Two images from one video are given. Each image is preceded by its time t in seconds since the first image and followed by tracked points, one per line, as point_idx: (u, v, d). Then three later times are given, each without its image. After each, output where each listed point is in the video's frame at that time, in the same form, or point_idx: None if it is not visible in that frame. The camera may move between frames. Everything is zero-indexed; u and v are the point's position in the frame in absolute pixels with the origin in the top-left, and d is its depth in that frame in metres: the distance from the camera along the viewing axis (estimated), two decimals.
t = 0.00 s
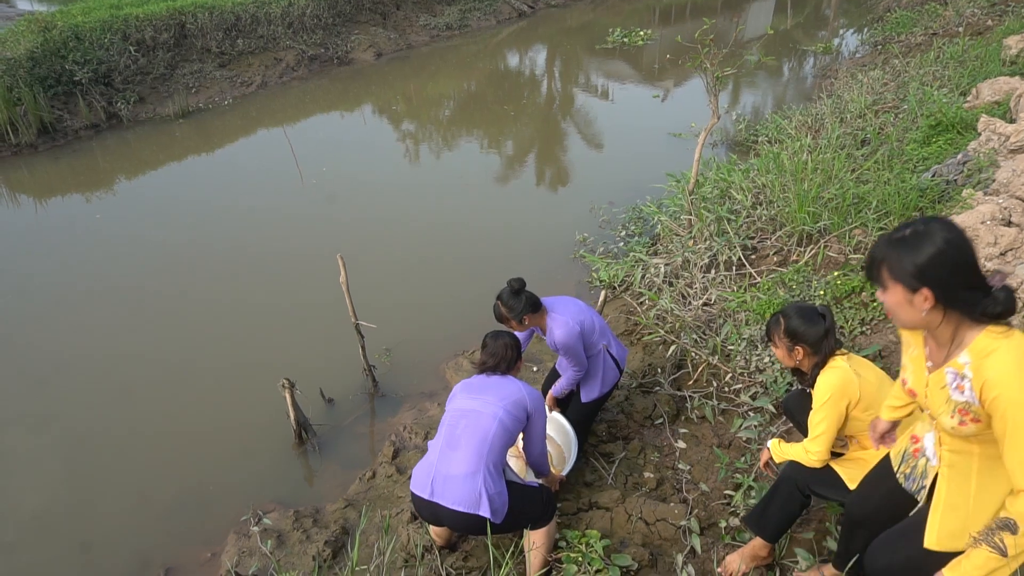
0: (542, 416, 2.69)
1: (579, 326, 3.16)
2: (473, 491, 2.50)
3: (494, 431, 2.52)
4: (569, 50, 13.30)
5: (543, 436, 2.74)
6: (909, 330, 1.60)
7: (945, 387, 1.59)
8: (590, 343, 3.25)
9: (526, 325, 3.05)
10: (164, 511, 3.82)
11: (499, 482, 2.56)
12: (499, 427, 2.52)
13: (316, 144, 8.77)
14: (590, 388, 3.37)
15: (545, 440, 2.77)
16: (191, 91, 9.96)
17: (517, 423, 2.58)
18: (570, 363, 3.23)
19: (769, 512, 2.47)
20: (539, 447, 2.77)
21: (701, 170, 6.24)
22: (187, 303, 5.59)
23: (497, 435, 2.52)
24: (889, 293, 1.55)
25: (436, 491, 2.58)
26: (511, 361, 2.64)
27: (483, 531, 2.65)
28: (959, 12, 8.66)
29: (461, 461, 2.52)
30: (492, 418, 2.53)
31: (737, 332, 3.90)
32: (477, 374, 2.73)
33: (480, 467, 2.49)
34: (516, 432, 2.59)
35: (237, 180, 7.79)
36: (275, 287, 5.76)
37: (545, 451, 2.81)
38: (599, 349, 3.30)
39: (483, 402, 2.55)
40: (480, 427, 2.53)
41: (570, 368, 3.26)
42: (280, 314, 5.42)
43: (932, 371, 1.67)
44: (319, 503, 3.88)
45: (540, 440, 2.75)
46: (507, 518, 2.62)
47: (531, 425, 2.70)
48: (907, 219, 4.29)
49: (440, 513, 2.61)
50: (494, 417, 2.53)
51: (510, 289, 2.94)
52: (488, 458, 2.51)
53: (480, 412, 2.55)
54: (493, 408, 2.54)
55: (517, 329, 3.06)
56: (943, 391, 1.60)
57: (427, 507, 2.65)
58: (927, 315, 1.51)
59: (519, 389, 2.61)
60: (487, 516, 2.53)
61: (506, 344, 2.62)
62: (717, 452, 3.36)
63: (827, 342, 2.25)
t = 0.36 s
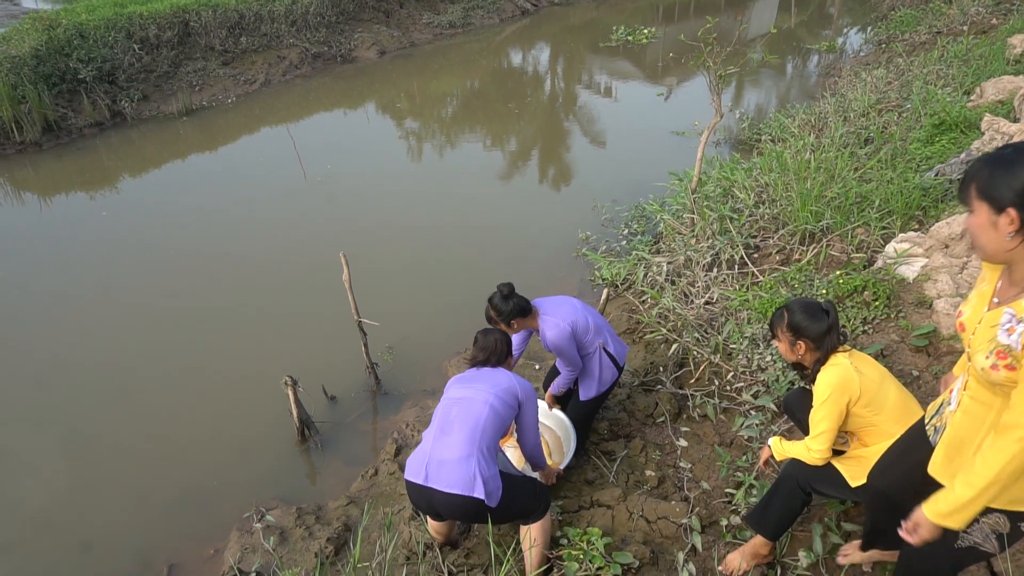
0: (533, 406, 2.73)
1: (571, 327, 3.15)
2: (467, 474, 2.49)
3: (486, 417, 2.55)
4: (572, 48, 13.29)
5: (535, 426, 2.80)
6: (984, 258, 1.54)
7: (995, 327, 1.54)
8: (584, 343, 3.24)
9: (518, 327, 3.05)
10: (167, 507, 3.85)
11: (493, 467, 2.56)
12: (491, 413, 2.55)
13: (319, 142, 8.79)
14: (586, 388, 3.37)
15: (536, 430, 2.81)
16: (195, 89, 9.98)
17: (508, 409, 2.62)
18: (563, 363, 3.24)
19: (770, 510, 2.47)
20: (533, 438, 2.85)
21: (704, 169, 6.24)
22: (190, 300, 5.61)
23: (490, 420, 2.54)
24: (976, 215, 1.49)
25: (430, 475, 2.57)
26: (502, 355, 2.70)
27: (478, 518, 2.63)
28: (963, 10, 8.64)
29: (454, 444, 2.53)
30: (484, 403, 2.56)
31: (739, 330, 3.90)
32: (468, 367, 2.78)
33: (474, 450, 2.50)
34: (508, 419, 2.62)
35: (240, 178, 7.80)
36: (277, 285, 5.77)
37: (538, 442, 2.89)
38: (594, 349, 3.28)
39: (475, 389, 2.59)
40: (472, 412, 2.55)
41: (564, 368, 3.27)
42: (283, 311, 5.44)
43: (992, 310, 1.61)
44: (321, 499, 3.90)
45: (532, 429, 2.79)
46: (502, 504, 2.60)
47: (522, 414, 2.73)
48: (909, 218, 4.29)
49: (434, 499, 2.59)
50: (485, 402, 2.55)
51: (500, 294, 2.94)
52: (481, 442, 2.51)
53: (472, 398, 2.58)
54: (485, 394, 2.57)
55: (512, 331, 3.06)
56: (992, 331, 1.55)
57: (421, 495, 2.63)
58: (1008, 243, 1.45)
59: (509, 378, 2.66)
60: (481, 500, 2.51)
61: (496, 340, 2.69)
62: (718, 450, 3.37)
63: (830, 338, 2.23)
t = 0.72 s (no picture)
0: (524, 395, 2.75)
1: (566, 328, 3.13)
2: (461, 461, 2.52)
3: (479, 405, 2.57)
4: (575, 47, 13.27)
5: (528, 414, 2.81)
6: None
7: None
8: (580, 343, 3.23)
9: (516, 329, 3.02)
10: (169, 504, 3.87)
11: (486, 453, 2.59)
12: (483, 401, 2.57)
13: (322, 140, 8.80)
14: (586, 388, 3.37)
15: (528, 419, 2.83)
16: (198, 87, 10.00)
17: (500, 398, 2.64)
18: (559, 362, 3.24)
19: (768, 508, 2.48)
20: (526, 428, 2.86)
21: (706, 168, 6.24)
22: (193, 298, 5.63)
23: (482, 408, 2.56)
24: None
25: (425, 462, 2.59)
26: (492, 344, 2.70)
27: (472, 504, 2.65)
28: (968, 9, 8.60)
29: (448, 431, 2.55)
30: (477, 392, 2.58)
31: (740, 329, 3.90)
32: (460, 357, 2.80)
33: (467, 437, 2.53)
34: (500, 408, 2.65)
35: (243, 176, 7.83)
36: (280, 282, 5.80)
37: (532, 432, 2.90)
38: (591, 349, 3.27)
39: (468, 378, 2.61)
40: (464, 399, 2.57)
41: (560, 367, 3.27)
42: (285, 309, 5.45)
43: None
44: (322, 497, 3.91)
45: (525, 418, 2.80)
46: (496, 491, 2.62)
47: (514, 403, 2.75)
48: (910, 217, 4.29)
49: (429, 486, 2.61)
50: (477, 391, 2.58)
51: (493, 296, 2.91)
52: (474, 430, 2.54)
53: (465, 386, 2.59)
54: (477, 382, 2.59)
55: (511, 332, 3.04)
56: None
57: (415, 482, 2.65)
58: None
59: (501, 367, 2.68)
60: (475, 487, 2.53)
61: (487, 329, 2.69)
62: (718, 448, 3.38)
63: (830, 336, 2.22)
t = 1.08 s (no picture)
0: (514, 387, 2.79)
1: (561, 323, 3.11)
2: (454, 451, 2.55)
3: (469, 395, 2.62)
4: (577, 46, 13.26)
5: (520, 407, 2.84)
6: None
7: None
8: (576, 340, 3.20)
9: (511, 322, 3.02)
10: (171, 502, 3.88)
11: (478, 443, 2.63)
12: (474, 391, 2.62)
13: (324, 139, 8.81)
14: (584, 386, 3.34)
15: (520, 412, 2.85)
16: (200, 86, 10.02)
17: (490, 389, 2.69)
18: (554, 358, 3.23)
19: (768, 508, 2.49)
20: (518, 422, 2.89)
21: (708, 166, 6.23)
22: (194, 297, 5.64)
23: (473, 398, 2.61)
24: None
25: (418, 454, 2.62)
26: (479, 337, 2.77)
27: (467, 496, 2.66)
28: (971, 7, 8.57)
29: (441, 422, 2.59)
30: (467, 382, 2.63)
31: (741, 328, 3.89)
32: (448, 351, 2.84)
33: (460, 427, 2.57)
34: (490, 398, 2.69)
35: (245, 175, 7.83)
36: (281, 281, 5.81)
37: (526, 425, 2.93)
38: (588, 346, 3.24)
39: (457, 370, 2.66)
40: (454, 390, 2.62)
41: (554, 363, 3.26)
42: (286, 308, 5.46)
43: None
44: (323, 495, 3.92)
45: (516, 411, 2.83)
46: (490, 481, 2.64)
47: (503, 395, 2.79)
48: (912, 216, 4.29)
49: (423, 478, 2.63)
50: (467, 382, 2.63)
51: (488, 291, 2.91)
52: (466, 419, 2.58)
53: (454, 378, 2.64)
54: (466, 373, 2.64)
55: (506, 326, 3.04)
56: None
57: (410, 475, 2.67)
58: None
59: (490, 359, 2.73)
60: (469, 476, 2.56)
61: (474, 322, 2.76)
62: (718, 448, 3.38)
63: (831, 335, 2.22)
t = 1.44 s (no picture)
0: (507, 384, 2.81)
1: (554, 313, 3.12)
2: (450, 449, 2.57)
3: (462, 393, 2.64)
4: (578, 46, 13.25)
5: (514, 403, 2.86)
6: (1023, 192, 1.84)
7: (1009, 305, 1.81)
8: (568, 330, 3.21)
9: (507, 304, 3.06)
10: (171, 502, 3.88)
11: (473, 438, 2.66)
12: (466, 389, 2.65)
13: (325, 139, 8.80)
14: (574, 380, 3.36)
15: (514, 408, 2.87)
16: (201, 86, 10.02)
17: (482, 386, 2.71)
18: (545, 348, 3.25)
19: (770, 509, 2.49)
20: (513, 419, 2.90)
21: (710, 167, 6.22)
22: (195, 297, 5.64)
23: (466, 395, 2.64)
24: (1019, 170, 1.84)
25: (413, 453, 2.64)
26: (470, 331, 2.79)
27: (465, 494, 2.68)
28: (973, 7, 8.55)
29: (436, 421, 2.61)
30: (459, 380, 2.65)
31: (742, 329, 3.89)
32: (439, 349, 2.86)
33: (455, 425, 2.59)
34: (482, 395, 2.72)
35: (246, 174, 7.83)
36: (282, 280, 5.80)
37: (522, 422, 2.93)
38: (580, 340, 3.23)
39: (449, 367, 2.67)
40: (447, 389, 2.64)
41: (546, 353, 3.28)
42: (286, 308, 5.46)
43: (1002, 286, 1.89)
44: (324, 495, 3.91)
45: (510, 407, 2.85)
46: (487, 477, 2.67)
47: (496, 392, 2.81)
48: (914, 217, 4.29)
49: (420, 476, 2.65)
50: (458, 381, 2.64)
51: (489, 272, 2.96)
52: (460, 417, 2.61)
53: (447, 376, 2.65)
54: (459, 371, 2.66)
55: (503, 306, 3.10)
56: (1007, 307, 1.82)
57: (407, 474, 2.69)
58: None
59: (481, 357, 2.75)
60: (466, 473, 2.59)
61: (466, 317, 2.78)
62: (720, 449, 3.37)
63: (833, 336, 2.22)
